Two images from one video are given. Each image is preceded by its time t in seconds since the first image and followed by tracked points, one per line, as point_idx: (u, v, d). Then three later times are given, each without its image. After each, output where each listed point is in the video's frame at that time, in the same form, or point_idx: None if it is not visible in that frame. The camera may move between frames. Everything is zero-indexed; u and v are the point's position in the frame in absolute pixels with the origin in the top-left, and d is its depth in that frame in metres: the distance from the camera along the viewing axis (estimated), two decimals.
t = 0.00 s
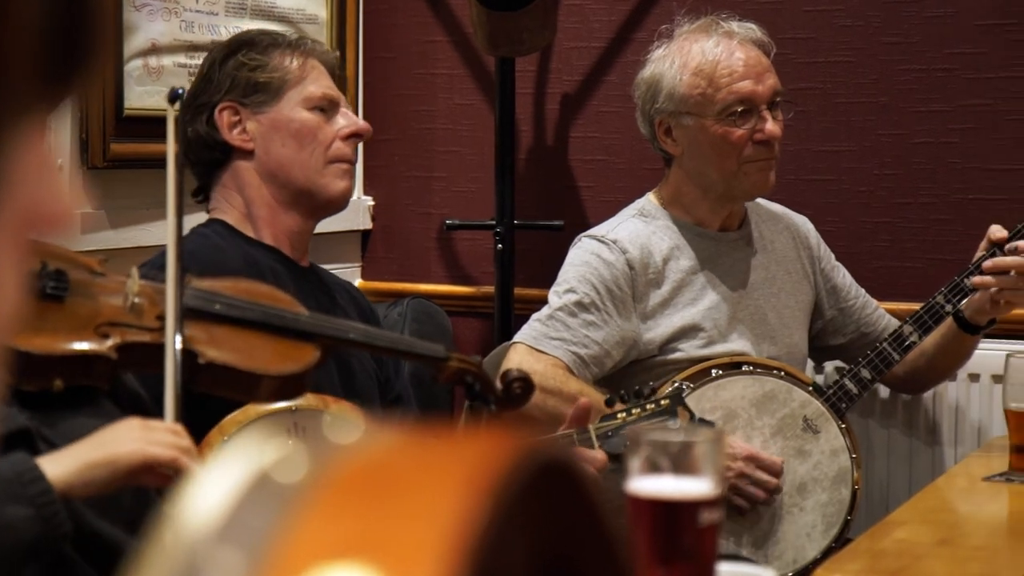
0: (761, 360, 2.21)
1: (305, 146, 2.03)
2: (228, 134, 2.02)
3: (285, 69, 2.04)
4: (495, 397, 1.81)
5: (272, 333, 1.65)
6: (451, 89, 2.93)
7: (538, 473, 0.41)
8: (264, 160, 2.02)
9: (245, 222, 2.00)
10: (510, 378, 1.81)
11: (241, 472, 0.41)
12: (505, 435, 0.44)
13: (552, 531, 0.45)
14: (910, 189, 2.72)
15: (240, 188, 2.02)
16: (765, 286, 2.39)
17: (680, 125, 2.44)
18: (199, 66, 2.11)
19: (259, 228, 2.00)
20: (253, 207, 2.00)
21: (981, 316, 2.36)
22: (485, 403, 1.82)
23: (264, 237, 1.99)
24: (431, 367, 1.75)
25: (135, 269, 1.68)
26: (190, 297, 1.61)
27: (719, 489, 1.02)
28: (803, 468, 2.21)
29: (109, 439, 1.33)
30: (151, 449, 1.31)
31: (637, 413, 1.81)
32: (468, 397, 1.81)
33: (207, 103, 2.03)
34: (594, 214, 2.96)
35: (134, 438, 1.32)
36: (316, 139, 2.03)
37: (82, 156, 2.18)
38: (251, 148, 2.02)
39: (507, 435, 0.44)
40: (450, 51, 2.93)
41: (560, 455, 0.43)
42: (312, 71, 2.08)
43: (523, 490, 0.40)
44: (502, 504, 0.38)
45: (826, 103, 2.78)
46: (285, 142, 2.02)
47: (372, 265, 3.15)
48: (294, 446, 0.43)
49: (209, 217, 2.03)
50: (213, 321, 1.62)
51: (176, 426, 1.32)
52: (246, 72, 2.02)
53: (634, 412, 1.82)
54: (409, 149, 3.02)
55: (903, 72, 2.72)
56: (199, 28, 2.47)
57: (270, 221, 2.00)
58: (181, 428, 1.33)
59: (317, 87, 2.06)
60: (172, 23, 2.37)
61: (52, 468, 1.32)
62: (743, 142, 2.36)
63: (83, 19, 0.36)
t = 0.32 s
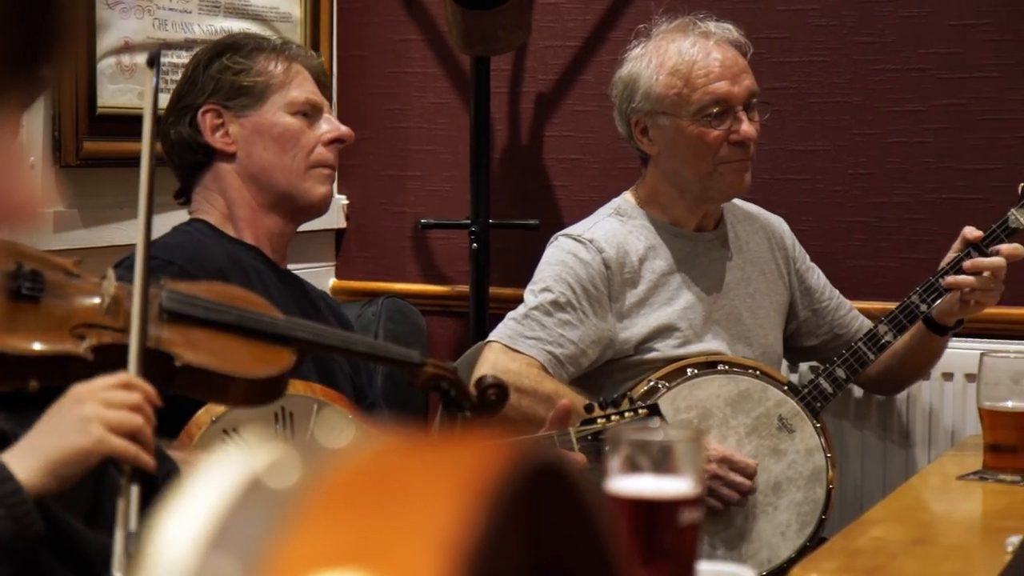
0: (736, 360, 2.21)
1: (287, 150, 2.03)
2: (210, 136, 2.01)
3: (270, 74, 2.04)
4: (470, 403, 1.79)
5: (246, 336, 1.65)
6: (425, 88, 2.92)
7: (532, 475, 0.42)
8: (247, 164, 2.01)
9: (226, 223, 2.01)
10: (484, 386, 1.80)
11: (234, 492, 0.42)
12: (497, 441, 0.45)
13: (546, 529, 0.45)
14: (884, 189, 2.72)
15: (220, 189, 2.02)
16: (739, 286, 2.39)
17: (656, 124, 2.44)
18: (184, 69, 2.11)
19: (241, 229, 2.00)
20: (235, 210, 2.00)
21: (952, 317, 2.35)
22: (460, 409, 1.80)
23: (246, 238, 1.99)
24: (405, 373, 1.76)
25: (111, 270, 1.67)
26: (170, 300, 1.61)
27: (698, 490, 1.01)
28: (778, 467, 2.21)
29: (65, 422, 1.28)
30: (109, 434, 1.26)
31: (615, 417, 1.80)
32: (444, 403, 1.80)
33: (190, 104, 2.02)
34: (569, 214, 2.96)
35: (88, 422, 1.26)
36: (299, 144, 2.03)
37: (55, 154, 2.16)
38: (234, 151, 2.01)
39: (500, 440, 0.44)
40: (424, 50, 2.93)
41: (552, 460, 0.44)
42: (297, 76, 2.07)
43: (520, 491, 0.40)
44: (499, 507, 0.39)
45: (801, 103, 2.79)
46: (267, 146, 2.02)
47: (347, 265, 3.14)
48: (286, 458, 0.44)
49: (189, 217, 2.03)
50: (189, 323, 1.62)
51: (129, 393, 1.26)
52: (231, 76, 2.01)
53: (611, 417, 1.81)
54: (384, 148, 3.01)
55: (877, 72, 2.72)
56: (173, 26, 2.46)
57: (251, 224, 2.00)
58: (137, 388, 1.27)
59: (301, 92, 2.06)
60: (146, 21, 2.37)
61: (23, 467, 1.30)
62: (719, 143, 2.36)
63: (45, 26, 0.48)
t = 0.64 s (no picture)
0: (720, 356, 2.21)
1: (276, 149, 2.02)
2: (199, 134, 2.00)
3: (260, 72, 2.04)
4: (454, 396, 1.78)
5: (230, 331, 1.64)
6: (407, 83, 2.92)
7: (536, 484, 0.42)
8: (235, 161, 2.01)
9: (213, 220, 2.00)
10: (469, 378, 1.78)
11: (231, 485, 0.41)
12: (497, 445, 0.45)
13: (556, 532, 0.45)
14: (866, 185, 2.73)
15: (208, 187, 2.01)
16: (721, 282, 2.38)
17: (640, 120, 2.43)
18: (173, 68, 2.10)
19: (230, 227, 2.00)
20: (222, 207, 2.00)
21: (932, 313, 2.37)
22: (444, 404, 1.79)
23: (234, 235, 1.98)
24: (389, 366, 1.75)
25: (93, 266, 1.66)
26: (155, 296, 1.61)
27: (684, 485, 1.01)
28: (760, 463, 2.21)
29: (25, 413, 1.26)
30: (73, 420, 1.24)
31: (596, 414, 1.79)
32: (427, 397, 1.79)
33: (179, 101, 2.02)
34: (551, 210, 2.96)
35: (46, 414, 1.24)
36: (288, 142, 2.03)
37: (35, 151, 2.12)
38: (222, 148, 2.01)
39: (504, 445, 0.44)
40: (407, 46, 2.92)
41: (554, 464, 0.44)
42: (287, 75, 2.07)
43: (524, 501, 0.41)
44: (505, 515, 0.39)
45: (783, 99, 2.78)
46: (255, 145, 2.02)
47: (328, 261, 3.13)
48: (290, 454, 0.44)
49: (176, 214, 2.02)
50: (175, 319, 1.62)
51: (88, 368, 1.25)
52: (221, 74, 2.01)
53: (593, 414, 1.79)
54: (366, 144, 3.00)
55: (859, 68, 2.72)
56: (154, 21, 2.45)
57: (238, 223, 2.00)
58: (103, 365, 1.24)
59: (290, 91, 2.05)
60: (125, 16, 2.35)
61: None
62: (702, 138, 2.35)
63: None
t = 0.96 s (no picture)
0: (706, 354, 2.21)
1: (259, 150, 2.01)
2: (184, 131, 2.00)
3: (247, 71, 2.04)
4: (441, 399, 1.73)
5: (215, 332, 1.63)
6: (390, 81, 2.91)
7: (507, 495, 0.46)
8: (219, 160, 2.00)
9: (195, 217, 1.98)
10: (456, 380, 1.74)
11: (219, 483, 0.42)
12: (465, 459, 0.48)
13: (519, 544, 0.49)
14: (849, 182, 2.73)
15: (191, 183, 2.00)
16: (705, 281, 2.38)
17: (623, 117, 2.43)
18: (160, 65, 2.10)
19: (210, 225, 1.99)
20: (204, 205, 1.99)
21: (920, 312, 2.35)
22: (432, 405, 1.76)
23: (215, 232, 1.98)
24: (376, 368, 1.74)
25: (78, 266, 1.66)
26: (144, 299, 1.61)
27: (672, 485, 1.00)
28: (746, 460, 2.20)
29: None
30: (49, 432, 1.23)
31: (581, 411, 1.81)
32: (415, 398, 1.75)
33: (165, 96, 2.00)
34: (535, 207, 2.96)
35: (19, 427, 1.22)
36: (273, 143, 2.02)
37: (17, 149, 2.14)
38: (206, 146, 2.00)
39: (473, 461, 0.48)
40: (389, 43, 2.91)
41: (520, 480, 0.47)
42: (276, 77, 2.07)
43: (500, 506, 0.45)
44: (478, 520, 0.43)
45: (766, 96, 2.78)
46: (240, 145, 2.01)
47: (312, 258, 3.13)
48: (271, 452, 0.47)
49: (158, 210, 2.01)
50: (160, 320, 1.61)
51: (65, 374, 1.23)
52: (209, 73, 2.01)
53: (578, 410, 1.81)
54: (350, 142, 3.00)
55: (843, 65, 2.72)
56: (136, 19, 2.44)
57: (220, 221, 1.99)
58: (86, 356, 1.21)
59: (277, 92, 2.05)
60: (109, 14, 2.34)
61: None
62: (684, 136, 2.35)
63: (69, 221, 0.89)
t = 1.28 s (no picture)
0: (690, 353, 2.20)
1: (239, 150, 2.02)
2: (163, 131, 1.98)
3: (227, 71, 2.02)
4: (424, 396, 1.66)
5: (198, 333, 1.62)
6: (373, 81, 2.91)
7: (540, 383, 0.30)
8: (199, 160, 1.99)
9: (175, 219, 1.98)
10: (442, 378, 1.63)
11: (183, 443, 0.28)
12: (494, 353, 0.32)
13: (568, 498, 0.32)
14: (833, 181, 2.73)
15: (170, 184, 1.99)
16: (687, 281, 2.37)
17: (598, 121, 2.44)
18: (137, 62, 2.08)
19: (189, 225, 1.98)
20: (184, 206, 1.98)
21: (901, 311, 2.35)
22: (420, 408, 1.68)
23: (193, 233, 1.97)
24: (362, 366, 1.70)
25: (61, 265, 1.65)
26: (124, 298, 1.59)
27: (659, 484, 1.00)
28: (730, 461, 2.21)
29: None
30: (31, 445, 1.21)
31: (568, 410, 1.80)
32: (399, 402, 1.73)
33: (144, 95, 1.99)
34: (519, 207, 2.95)
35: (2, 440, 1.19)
36: (253, 143, 2.02)
37: None
38: (186, 147, 1.99)
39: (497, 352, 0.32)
40: (372, 44, 2.91)
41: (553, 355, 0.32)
42: (256, 76, 2.06)
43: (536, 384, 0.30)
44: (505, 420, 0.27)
45: (749, 95, 2.78)
46: (219, 145, 2.00)
47: (294, 259, 3.12)
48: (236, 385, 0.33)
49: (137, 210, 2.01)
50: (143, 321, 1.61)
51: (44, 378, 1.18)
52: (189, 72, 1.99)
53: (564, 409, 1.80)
54: (332, 143, 2.99)
55: (826, 65, 2.72)
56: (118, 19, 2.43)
57: (198, 221, 1.99)
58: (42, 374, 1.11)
59: (257, 92, 2.05)
60: (91, 14, 2.33)
61: None
62: (657, 138, 2.34)
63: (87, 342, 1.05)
